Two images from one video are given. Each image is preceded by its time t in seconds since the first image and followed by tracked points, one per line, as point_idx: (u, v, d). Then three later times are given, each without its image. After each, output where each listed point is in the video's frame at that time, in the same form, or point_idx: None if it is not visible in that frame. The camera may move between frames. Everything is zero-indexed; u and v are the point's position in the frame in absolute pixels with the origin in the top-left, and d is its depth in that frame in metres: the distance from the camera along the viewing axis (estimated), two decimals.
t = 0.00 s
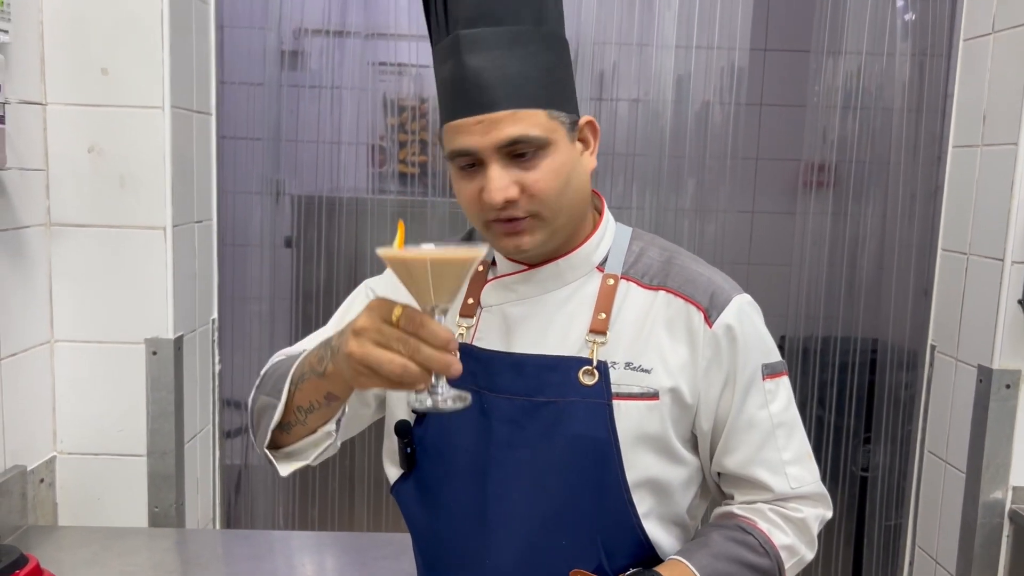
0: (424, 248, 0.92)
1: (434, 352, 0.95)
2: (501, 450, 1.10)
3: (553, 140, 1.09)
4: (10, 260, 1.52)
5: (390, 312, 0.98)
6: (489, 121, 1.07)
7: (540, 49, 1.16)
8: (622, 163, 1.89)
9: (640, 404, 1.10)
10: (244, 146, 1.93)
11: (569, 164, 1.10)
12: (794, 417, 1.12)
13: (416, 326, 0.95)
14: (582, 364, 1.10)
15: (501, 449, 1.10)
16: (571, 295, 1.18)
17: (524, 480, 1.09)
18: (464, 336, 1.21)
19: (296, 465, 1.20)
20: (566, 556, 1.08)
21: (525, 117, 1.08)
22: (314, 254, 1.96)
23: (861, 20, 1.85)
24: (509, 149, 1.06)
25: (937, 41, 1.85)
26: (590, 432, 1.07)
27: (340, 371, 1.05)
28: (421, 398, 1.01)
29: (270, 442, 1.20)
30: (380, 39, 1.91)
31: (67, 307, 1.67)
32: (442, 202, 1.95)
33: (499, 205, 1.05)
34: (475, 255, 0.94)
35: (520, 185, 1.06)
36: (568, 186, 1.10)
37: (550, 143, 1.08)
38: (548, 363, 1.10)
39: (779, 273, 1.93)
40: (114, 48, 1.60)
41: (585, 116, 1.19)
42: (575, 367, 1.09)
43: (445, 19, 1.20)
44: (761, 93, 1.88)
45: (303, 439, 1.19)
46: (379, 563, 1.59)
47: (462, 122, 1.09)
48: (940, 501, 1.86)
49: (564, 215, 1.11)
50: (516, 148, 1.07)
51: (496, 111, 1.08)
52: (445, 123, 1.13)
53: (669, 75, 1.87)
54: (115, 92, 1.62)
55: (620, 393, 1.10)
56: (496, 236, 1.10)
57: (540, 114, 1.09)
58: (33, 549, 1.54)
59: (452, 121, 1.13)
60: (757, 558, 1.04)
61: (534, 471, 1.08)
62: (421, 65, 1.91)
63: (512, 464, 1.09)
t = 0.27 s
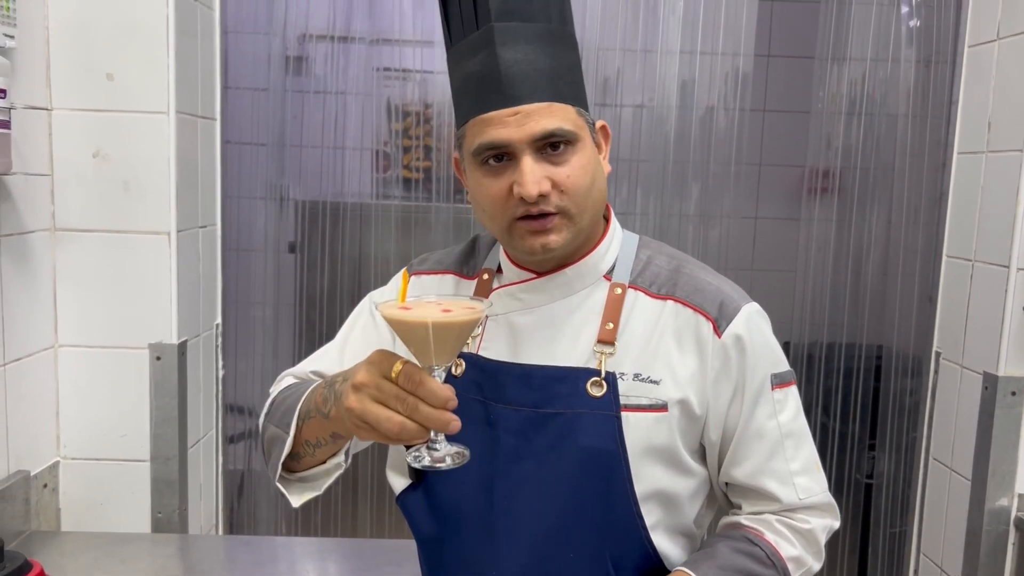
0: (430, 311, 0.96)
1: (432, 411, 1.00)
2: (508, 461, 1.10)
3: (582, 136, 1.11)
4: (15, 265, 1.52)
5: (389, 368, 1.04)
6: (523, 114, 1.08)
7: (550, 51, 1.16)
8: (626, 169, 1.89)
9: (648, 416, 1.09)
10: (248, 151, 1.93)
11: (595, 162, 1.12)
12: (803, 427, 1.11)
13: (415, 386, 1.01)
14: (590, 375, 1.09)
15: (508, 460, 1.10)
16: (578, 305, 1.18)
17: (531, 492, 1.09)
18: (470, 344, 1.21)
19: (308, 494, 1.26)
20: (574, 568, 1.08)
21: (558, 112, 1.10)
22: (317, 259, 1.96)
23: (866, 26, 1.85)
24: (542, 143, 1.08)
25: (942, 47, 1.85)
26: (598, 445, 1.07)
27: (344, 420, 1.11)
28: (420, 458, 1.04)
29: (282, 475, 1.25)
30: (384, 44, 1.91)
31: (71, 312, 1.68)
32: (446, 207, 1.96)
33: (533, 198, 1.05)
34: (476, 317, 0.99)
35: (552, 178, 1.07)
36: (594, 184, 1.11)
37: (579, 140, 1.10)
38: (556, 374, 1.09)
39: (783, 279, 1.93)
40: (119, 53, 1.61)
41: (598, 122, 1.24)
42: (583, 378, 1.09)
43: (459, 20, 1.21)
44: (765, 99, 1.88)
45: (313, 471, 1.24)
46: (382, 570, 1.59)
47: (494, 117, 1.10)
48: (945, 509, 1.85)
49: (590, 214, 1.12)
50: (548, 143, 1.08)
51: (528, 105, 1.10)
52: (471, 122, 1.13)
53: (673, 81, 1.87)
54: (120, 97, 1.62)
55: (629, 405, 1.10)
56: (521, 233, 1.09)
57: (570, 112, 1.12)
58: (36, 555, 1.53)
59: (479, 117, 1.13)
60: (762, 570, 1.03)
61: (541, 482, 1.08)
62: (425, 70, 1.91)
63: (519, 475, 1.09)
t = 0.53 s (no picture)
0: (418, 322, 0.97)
1: (422, 421, 1.01)
2: (511, 471, 1.10)
3: (585, 145, 1.11)
4: (19, 268, 1.52)
5: (381, 378, 1.06)
6: (524, 123, 1.08)
7: (554, 59, 1.16)
8: (629, 172, 1.90)
9: (653, 427, 1.09)
10: (252, 155, 1.93)
11: (597, 170, 1.12)
12: (809, 439, 1.11)
13: (405, 396, 1.03)
14: (595, 384, 1.09)
15: (512, 470, 1.10)
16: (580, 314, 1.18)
17: (534, 501, 1.09)
18: (474, 350, 1.22)
19: (308, 501, 1.25)
20: None
21: (560, 121, 1.09)
22: (320, 262, 1.96)
23: (869, 30, 1.85)
24: (544, 153, 1.08)
25: (946, 51, 1.85)
26: (603, 454, 1.07)
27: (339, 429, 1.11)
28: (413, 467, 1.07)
29: (283, 483, 1.25)
30: (387, 48, 1.91)
31: (74, 315, 1.68)
32: (449, 211, 1.96)
33: (534, 209, 1.05)
34: (466, 327, 1.00)
35: (553, 188, 1.07)
36: (597, 192, 1.11)
37: (582, 148, 1.10)
38: (560, 383, 1.09)
39: (786, 283, 1.93)
40: (123, 56, 1.61)
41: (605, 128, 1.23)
42: (587, 387, 1.09)
43: (461, 27, 1.21)
44: (768, 103, 1.88)
45: (315, 479, 1.24)
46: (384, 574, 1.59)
47: (495, 125, 1.10)
48: (949, 514, 1.84)
49: (593, 223, 1.12)
50: (550, 152, 1.08)
51: (530, 113, 1.09)
52: (473, 130, 1.13)
53: (676, 85, 1.87)
54: (124, 99, 1.62)
55: (634, 415, 1.10)
56: (523, 242, 1.09)
57: (573, 120, 1.11)
58: (38, 558, 1.53)
59: (480, 125, 1.13)
60: None
61: (544, 492, 1.08)
62: (429, 74, 1.91)
63: (522, 485, 1.09)
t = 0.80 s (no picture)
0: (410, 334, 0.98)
1: (412, 432, 1.01)
2: (510, 474, 1.10)
3: (591, 153, 1.10)
4: (21, 270, 1.53)
5: (374, 389, 1.08)
6: (530, 133, 1.08)
7: (561, 65, 1.16)
8: (631, 175, 1.90)
9: (653, 430, 1.08)
10: (254, 157, 1.94)
11: (603, 178, 1.12)
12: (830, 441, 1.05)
13: (395, 407, 1.03)
14: (594, 388, 1.08)
15: (512, 473, 1.10)
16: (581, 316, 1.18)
17: (533, 504, 1.08)
18: (475, 351, 1.22)
19: (308, 506, 1.26)
20: None
21: (566, 130, 1.09)
22: (322, 264, 1.96)
23: (871, 33, 1.85)
24: (549, 162, 1.08)
25: (948, 54, 1.85)
26: (602, 459, 1.06)
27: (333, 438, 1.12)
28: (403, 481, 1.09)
29: (282, 488, 1.25)
30: (389, 50, 1.91)
31: (76, 316, 1.68)
32: (450, 213, 1.96)
33: (540, 218, 1.05)
34: (458, 340, 1.01)
35: (559, 198, 1.07)
36: (603, 201, 1.11)
37: (588, 157, 1.10)
38: (560, 387, 1.09)
39: (788, 286, 1.93)
40: (125, 59, 1.61)
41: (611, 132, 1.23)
42: (586, 392, 1.08)
43: (466, 35, 1.22)
44: (769, 106, 1.88)
45: (314, 483, 1.25)
46: None
47: (500, 135, 1.10)
48: (951, 517, 1.84)
49: (599, 230, 1.12)
50: (556, 161, 1.08)
51: (536, 122, 1.09)
52: (479, 137, 1.13)
53: (678, 87, 1.87)
54: (127, 102, 1.62)
55: (632, 418, 1.09)
56: (528, 251, 1.09)
57: (579, 128, 1.11)
58: (39, 559, 1.53)
59: (485, 134, 1.13)
60: None
61: (543, 495, 1.08)
62: (430, 77, 1.91)
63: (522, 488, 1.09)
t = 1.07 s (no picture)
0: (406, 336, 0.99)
1: (409, 435, 1.02)
2: (510, 478, 1.10)
3: (600, 158, 1.10)
4: (22, 270, 1.53)
5: (369, 391, 1.08)
6: (540, 137, 1.07)
7: (571, 69, 1.16)
8: (633, 176, 1.90)
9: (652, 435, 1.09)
10: (255, 158, 1.94)
11: (611, 184, 1.12)
12: (813, 450, 1.05)
13: (392, 409, 1.03)
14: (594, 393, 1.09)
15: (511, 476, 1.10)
16: (582, 320, 1.19)
17: (533, 508, 1.08)
18: (475, 354, 1.22)
19: (308, 508, 1.26)
20: None
21: (575, 134, 1.09)
22: (323, 265, 1.96)
23: (873, 35, 1.85)
24: (559, 167, 1.07)
25: (950, 56, 1.85)
26: (602, 464, 1.06)
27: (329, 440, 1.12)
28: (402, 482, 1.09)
29: (281, 492, 1.25)
30: (392, 52, 1.91)
31: (77, 317, 1.68)
32: (452, 214, 1.95)
33: (548, 225, 1.05)
34: (454, 340, 1.01)
35: (568, 204, 1.07)
36: (611, 206, 1.11)
37: (597, 162, 1.10)
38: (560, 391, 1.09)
39: (790, 287, 1.93)
40: (127, 59, 1.61)
41: (617, 135, 1.22)
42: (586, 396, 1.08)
43: (474, 36, 1.21)
44: (772, 107, 1.88)
45: (314, 485, 1.25)
46: None
47: (509, 138, 1.09)
48: (953, 519, 1.84)
49: (605, 236, 1.12)
50: (565, 166, 1.08)
51: (546, 127, 1.08)
52: (487, 139, 1.12)
53: (680, 89, 1.87)
54: (129, 102, 1.63)
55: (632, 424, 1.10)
56: (534, 256, 1.10)
57: (588, 132, 1.11)
58: (40, 560, 1.53)
59: (493, 136, 1.12)
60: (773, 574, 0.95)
61: (543, 500, 1.08)
62: (432, 78, 1.91)
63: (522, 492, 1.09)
